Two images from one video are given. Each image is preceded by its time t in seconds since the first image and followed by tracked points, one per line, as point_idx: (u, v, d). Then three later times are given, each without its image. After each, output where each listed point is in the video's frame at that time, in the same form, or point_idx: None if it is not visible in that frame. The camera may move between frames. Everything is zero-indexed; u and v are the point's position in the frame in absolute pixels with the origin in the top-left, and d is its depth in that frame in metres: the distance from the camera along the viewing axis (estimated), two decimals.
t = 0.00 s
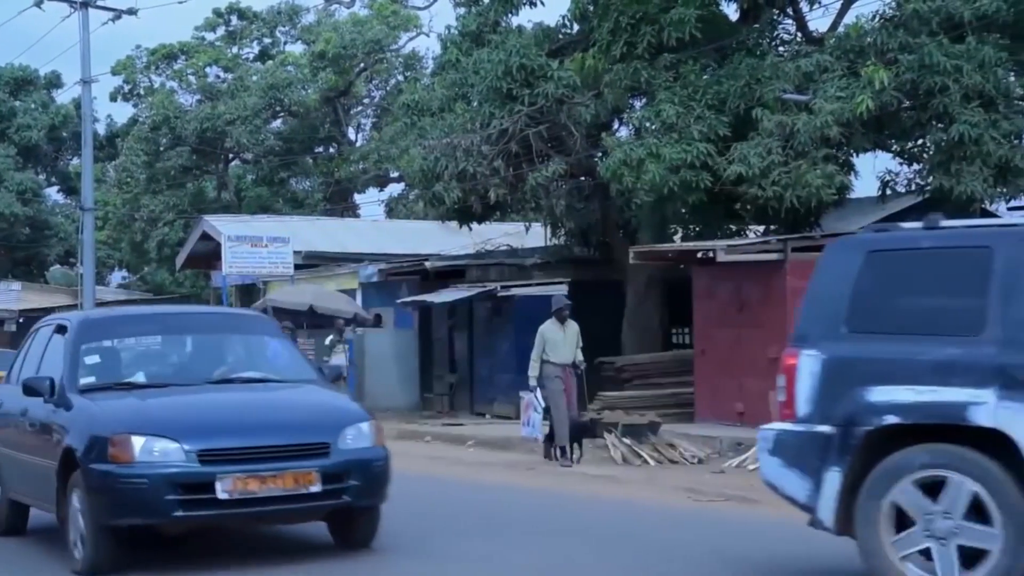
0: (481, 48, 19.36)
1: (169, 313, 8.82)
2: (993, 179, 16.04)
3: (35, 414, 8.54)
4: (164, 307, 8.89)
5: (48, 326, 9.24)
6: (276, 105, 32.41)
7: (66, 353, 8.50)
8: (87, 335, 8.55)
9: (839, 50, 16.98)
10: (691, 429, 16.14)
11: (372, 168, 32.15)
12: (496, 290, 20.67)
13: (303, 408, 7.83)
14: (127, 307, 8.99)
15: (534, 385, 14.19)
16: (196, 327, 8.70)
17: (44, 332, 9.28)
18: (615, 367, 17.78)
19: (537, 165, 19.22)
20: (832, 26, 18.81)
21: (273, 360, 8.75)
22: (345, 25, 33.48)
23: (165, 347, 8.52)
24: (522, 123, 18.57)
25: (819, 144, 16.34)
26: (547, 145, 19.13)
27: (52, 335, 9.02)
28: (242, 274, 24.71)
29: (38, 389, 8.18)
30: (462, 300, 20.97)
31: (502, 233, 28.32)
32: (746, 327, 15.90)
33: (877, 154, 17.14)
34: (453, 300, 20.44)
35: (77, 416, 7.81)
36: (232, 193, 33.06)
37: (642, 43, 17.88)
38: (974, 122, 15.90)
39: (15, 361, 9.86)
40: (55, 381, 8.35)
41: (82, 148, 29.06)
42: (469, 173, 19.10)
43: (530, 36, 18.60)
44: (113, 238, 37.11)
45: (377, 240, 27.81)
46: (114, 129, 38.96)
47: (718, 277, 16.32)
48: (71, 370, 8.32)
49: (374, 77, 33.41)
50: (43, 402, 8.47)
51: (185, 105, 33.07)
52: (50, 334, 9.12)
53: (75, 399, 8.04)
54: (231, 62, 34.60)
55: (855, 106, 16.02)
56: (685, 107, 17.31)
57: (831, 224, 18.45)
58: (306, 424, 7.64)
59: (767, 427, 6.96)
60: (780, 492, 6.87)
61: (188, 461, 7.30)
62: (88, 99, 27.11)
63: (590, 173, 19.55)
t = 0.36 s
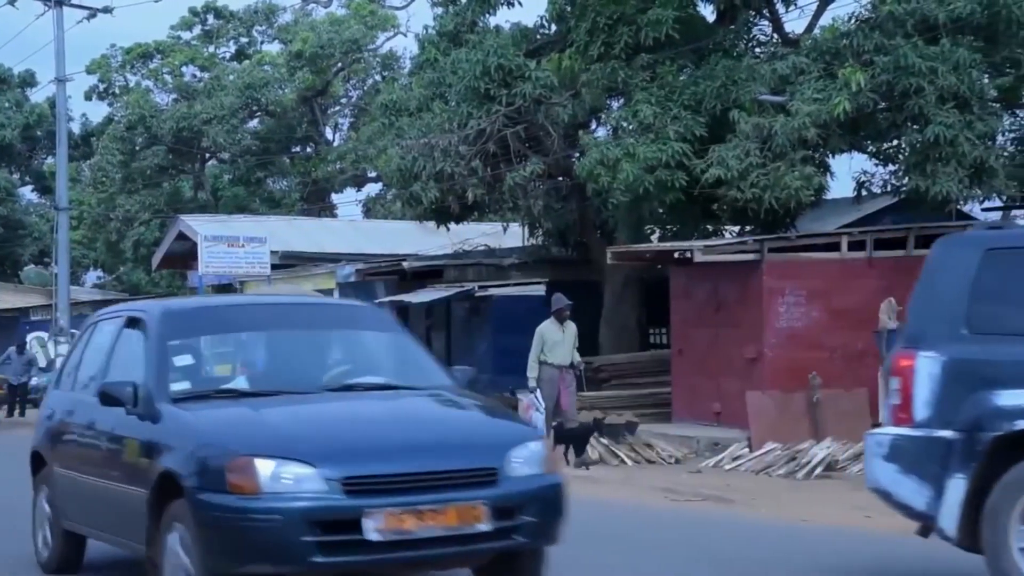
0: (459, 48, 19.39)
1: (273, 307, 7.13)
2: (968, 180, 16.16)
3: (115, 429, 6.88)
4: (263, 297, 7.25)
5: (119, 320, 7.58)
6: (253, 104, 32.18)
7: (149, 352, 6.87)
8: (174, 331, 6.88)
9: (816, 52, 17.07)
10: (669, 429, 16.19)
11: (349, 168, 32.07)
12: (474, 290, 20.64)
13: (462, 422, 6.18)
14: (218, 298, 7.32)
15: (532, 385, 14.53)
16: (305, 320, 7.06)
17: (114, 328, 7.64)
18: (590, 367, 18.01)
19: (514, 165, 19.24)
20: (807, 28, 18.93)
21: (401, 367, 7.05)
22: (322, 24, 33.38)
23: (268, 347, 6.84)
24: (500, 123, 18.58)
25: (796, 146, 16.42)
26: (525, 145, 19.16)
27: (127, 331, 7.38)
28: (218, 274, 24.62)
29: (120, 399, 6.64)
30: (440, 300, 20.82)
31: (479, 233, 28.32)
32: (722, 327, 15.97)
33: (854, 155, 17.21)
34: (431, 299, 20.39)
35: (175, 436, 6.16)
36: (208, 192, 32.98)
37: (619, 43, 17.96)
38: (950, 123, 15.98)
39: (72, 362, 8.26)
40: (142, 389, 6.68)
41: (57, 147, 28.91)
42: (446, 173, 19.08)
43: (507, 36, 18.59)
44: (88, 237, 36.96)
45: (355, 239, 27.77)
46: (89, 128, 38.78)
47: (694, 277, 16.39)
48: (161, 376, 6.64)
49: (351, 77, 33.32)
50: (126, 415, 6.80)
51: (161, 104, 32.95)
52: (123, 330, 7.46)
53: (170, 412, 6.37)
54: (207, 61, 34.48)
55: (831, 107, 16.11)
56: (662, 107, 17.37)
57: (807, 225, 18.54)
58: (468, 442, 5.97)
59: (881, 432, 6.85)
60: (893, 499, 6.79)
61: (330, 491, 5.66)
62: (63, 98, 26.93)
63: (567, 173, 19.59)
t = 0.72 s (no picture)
0: (436, 48, 19.40)
1: (479, 294, 5.54)
2: (943, 181, 16.25)
3: (282, 452, 5.24)
4: (465, 284, 5.65)
5: (264, 310, 5.92)
6: (229, 103, 32.04)
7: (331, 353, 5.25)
8: (361, 323, 5.26)
9: (792, 54, 17.09)
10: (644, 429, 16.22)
11: (326, 168, 31.98)
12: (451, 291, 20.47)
13: (792, 449, 4.57)
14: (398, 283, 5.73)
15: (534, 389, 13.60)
16: (529, 315, 5.48)
17: (254, 320, 5.98)
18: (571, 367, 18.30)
19: (491, 165, 19.26)
20: (783, 30, 19.03)
21: (650, 370, 5.49)
22: (298, 24, 33.23)
23: (479, 344, 5.25)
24: (477, 124, 18.59)
25: (773, 147, 16.49)
26: (501, 145, 19.17)
27: (279, 323, 5.73)
28: (194, 274, 24.49)
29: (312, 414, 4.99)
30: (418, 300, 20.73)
31: (456, 233, 28.30)
32: (698, 329, 15.96)
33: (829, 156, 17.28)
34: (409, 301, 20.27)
35: (400, 461, 4.54)
36: (184, 192, 32.93)
37: (595, 44, 18.05)
38: (924, 125, 16.08)
39: (184, 369, 6.58)
40: (332, 399, 5.05)
41: (30, 146, 28.70)
42: (423, 172, 19.05)
43: (484, 37, 18.58)
44: (62, 237, 36.79)
45: (331, 239, 27.71)
46: (63, 127, 38.59)
47: (670, 277, 16.33)
48: (359, 382, 5.00)
49: (328, 77, 33.14)
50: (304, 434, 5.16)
51: (136, 103, 32.81)
52: (272, 322, 5.79)
53: (377, 429, 4.77)
54: (183, 60, 34.34)
55: (808, 109, 16.18)
56: (638, 108, 17.42)
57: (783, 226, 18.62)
58: (815, 478, 4.35)
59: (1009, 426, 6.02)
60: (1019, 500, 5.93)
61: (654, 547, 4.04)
62: (36, 97, 26.74)
63: (544, 173, 19.61)
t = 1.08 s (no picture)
0: (406, 48, 19.38)
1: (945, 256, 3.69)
2: (909, 184, 16.39)
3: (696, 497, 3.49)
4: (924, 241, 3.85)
5: (606, 289, 4.16)
6: (197, 102, 31.85)
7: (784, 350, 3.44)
8: (825, 303, 3.43)
9: (760, 55, 17.16)
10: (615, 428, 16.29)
11: (295, 167, 31.86)
12: (421, 290, 20.48)
13: None
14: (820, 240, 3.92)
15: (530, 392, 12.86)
16: None
17: (587, 308, 4.22)
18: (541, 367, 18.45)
19: (461, 166, 19.25)
20: (752, 32, 19.12)
21: None
22: (267, 23, 33.01)
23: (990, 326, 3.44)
24: (447, 124, 18.57)
25: (741, 148, 16.55)
26: (472, 145, 19.17)
27: (640, 304, 3.97)
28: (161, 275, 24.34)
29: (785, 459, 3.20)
30: (388, 300, 20.66)
31: (425, 234, 28.26)
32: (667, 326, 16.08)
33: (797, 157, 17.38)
34: (378, 301, 20.22)
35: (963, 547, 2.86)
36: (152, 192, 32.85)
37: (565, 44, 18.09)
38: (892, 127, 16.20)
39: (446, 367, 4.83)
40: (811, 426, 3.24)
41: None
42: (394, 173, 19.03)
43: (454, 37, 18.57)
44: (28, 236, 36.52)
45: (300, 240, 27.62)
46: (29, 125, 38.29)
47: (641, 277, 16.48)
48: (856, 399, 3.19)
49: (297, 75, 32.91)
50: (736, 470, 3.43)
51: (103, 102, 32.56)
52: (625, 307, 4.04)
53: (938, 478, 2.99)
54: (151, 58, 34.13)
55: (777, 111, 16.26)
56: (609, 109, 17.46)
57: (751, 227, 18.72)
58: None
59: None
60: None
61: None
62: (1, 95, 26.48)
63: (514, 173, 19.63)
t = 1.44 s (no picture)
0: (374, 48, 19.36)
1: None
2: (875, 185, 16.54)
3: None
4: None
5: None
6: (164, 101, 31.67)
7: None
8: None
9: (728, 56, 17.18)
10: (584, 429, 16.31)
11: (264, 167, 31.73)
12: (390, 290, 20.56)
13: None
14: None
15: (523, 392, 13.09)
16: None
17: None
18: (510, 367, 18.44)
19: (430, 166, 19.23)
20: (720, 33, 19.22)
21: None
22: (235, 22, 32.80)
23: None
24: (416, 124, 18.57)
25: (709, 148, 16.63)
26: (441, 146, 19.17)
27: None
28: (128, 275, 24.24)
29: None
30: (357, 300, 20.68)
31: (395, 233, 28.24)
32: (635, 326, 16.11)
33: (765, 158, 17.45)
34: (348, 300, 20.20)
35: None
36: (117, 191, 32.67)
37: (535, 45, 18.13)
38: (858, 129, 16.33)
39: None
40: None
41: None
42: (362, 172, 19.03)
43: (424, 37, 18.56)
44: None
45: (269, 240, 27.54)
46: None
47: (608, 278, 16.50)
48: None
49: (265, 75, 32.68)
50: None
51: (68, 101, 32.31)
52: None
53: None
54: (117, 56, 33.90)
55: (744, 111, 16.34)
56: (578, 109, 17.49)
57: (719, 228, 18.79)
58: None
59: None
60: None
61: None
62: None
63: (484, 173, 19.64)
